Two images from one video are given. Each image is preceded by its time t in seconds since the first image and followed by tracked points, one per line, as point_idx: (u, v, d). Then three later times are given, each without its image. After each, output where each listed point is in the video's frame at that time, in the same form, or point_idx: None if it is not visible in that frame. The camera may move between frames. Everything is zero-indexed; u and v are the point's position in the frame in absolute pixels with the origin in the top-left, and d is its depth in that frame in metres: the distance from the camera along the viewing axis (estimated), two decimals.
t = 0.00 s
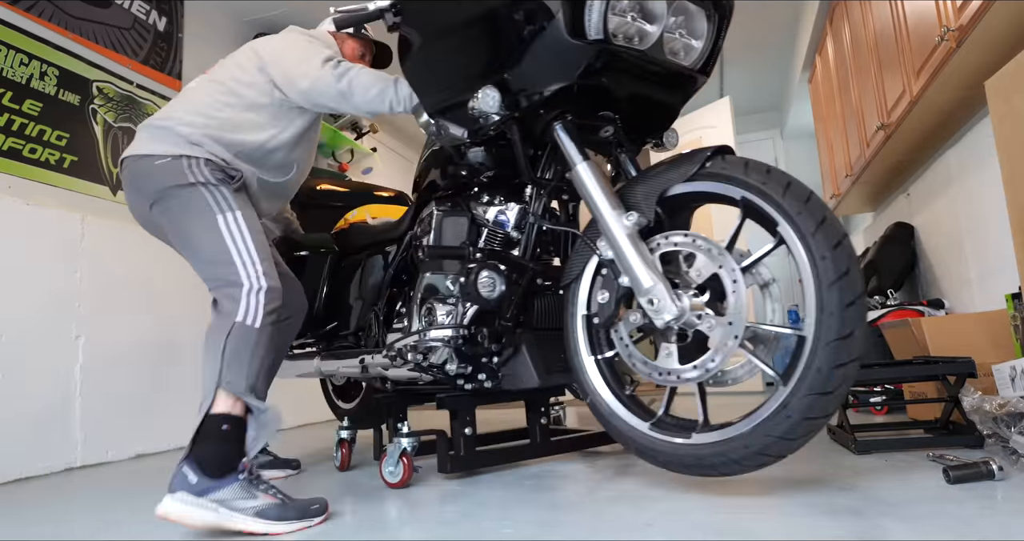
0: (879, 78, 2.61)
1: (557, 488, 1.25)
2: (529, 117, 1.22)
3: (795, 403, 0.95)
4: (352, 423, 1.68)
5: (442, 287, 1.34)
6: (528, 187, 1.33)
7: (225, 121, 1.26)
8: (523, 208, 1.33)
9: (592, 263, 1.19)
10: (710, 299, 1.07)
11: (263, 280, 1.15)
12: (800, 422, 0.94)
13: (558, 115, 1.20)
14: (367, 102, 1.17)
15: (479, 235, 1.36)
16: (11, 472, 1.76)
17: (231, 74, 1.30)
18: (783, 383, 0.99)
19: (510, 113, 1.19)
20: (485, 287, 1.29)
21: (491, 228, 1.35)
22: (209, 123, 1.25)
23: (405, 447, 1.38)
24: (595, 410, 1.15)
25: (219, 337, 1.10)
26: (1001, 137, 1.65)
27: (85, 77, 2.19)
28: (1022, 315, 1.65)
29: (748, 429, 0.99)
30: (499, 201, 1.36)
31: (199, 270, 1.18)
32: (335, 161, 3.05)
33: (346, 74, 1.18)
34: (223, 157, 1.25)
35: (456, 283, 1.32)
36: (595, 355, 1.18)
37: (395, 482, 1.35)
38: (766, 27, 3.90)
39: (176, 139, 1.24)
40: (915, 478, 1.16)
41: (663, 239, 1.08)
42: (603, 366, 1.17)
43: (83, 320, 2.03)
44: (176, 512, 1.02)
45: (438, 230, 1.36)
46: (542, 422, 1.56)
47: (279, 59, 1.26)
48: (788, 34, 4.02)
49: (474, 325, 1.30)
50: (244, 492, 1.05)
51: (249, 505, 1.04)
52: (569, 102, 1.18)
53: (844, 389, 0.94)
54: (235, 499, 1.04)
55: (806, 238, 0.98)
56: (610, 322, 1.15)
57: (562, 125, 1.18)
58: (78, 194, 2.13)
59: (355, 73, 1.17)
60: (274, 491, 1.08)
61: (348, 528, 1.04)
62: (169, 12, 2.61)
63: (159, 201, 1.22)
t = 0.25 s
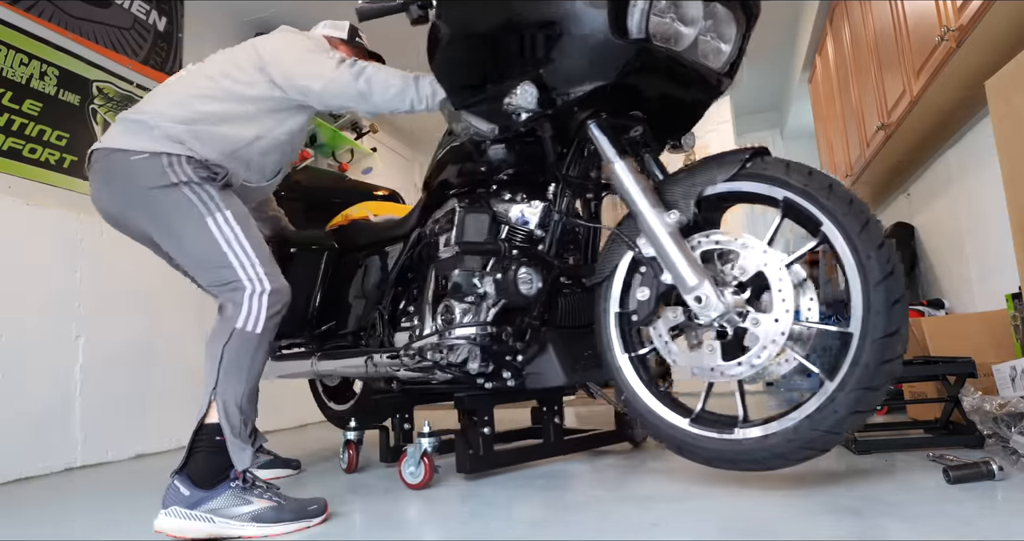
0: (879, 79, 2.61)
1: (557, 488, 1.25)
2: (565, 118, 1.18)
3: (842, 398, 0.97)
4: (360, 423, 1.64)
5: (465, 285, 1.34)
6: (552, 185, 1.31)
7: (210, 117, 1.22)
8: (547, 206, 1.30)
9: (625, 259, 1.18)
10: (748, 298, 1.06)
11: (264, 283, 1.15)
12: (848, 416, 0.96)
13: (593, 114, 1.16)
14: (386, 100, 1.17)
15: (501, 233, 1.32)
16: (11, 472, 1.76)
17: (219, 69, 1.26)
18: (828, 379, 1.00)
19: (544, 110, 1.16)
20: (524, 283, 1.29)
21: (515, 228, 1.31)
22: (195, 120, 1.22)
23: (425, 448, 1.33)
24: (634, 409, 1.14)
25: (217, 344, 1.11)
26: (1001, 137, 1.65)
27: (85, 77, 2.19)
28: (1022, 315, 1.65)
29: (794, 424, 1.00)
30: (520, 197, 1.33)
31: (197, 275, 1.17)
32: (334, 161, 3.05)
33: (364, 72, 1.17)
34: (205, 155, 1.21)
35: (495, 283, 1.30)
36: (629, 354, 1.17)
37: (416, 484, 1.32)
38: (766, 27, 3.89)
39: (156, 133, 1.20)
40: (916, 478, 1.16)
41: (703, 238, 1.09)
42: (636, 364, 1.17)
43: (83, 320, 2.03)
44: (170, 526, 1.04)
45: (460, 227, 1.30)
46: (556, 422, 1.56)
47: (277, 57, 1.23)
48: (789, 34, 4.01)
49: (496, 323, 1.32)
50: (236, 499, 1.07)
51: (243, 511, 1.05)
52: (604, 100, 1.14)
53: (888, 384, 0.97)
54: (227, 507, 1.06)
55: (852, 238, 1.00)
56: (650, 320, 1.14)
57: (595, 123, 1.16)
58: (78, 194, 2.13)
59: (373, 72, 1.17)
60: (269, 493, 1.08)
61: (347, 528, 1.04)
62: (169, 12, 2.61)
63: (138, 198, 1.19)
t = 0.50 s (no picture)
0: (879, 79, 2.61)
1: (556, 488, 1.25)
2: (592, 117, 1.15)
3: (876, 394, 0.97)
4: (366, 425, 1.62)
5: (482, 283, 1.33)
6: (574, 184, 1.29)
7: (194, 114, 1.20)
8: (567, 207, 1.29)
9: (651, 256, 1.17)
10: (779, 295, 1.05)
11: (258, 279, 1.15)
12: (881, 411, 0.96)
13: (622, 114, 1.13)
14: (400, 100, 1.17)
15: (519, 231, 1.34)
16: (11, 472, 1.76)
17: (208, 65, 1.25)
18: (861, 376, 1.00)
19: (572, 109, 1.12)
20: (557, 281, 1.22)
21: (533, 226, 1.32)
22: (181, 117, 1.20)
23: (443, 448, 1.32)
24: (660, 407, 1.13)
25: (212, 344, 1.11)
26: (1001, 137, 1.65)
27: (85, 77, 2.19)
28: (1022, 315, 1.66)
29: (825, 422, 1.00)
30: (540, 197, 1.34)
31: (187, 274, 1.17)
32: (335, 161, 3.05)
33: (378, 74, 1.18)
34: (190, 153, 1.20)
35: (518, 281, 1.28)
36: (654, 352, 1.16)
37: (433, 484, 1.31)
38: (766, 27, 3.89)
39: (139, 132, 1.18)
40: (915, 478, 1.16)
41: (735, 237, 1.06)
42: (662, 360, 1.16)
43: (83, 320, 2.03)
44: (169, 527, 1.05)
45: (479, 223, 1.35)
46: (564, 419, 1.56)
47: (273, 57, 1.22)
48: (789, 34, 4.01)
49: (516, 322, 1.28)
50: (235, 499, 1.06)
51: (242, 511, 1.05)
52: (631, 100, 1.11)
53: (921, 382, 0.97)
54: (226, 508, 1.05)
55: (884, 239, 1.01)
56: (680, 318, 1.11)
57: (622, 123, 1.13)
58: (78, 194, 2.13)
59: (387, 72, 1.18)
60: (268, 493, 1.08)
61: (346, 530, 1.03)
62: (169, 12, 2.61)
63: (118, 199, 1.17)
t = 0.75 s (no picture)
0: (879, 79, 2.60)
1: (556, 488, 1.25)
2: (612, 118, 1.13)
3: (901, 390, 1.00)
4: (368, 425, 1.59)
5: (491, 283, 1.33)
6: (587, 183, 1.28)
7: (189, 108, 1.20)
8: (583, 204, 1.26)
9: (670, 253, 1.18)
10: (802, 294, 1.06)
11: (253, 275, 1.15)
12: (904, 407, 0.99)
13: (644, 115, 1.12)
14: (411, 98, 1.16)
15: (532, 230, 1.30)
16: (11, 472, 1.76)
17: (208, 58, 1.24)
18: (884, 373, 1.03)
19: (595, 109, 1.12)
20: (582, 279, 1.24)
21: (545, 224, 1.29)
22: (177, 110, 1.20)
23: (457, 448, 1.31)
24: (681, 405, 1.15)
25: (209, 343, 1.11)
26: (1001, 137, 1.65)
27: (85, 77, 2.18)
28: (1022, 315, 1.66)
29: (849, 418, 1.03)
30: (553, 198, 1.30)
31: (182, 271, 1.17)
32: (334, 161, 3.05)
33: (389, 71, 1.17)
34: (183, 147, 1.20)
35: (536, 280, 1.28)
36: (673, 350, 1.18)
37: (448, 485, 1.30)
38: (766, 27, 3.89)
39: (131, 126, 1.18)
40: (915, 478, 1.16)
41: (759, 237, 1.08)
42: (682, 359, 1.18)
43: (83, 320, 2.03)
44: (170, 528, 1.05)
45: (494, 224, 1.29)
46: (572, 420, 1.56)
47: (275, 52, 1.21)
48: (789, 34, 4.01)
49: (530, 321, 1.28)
50: (234, 500, 1.06)
51: (242, 512, 1.05)
52: (653, 101, 1.10)
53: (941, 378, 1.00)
54: (226, 508, 1.05)
55: (907, 241, 1.04)
56: (704, 317, 1.12)
57: (644, 122, 1.12)
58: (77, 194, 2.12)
59: (398, 71, 1.17)
60: (268, 494, 1.08)
61: (346, 531, 1.03)
62: (169, 12, 2.61)
63: (109, 195, 1.17)
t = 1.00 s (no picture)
0: (879, 79, 2.61)
1: (554, 488, 1.25)
2: (629, 114, 1.14)
3: (921, 387, 1.02)
4: (370, 427, 1.56)
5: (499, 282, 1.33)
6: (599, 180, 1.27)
7: (186, 106, 1.19)
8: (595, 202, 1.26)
9: (685, 251, 1.19)
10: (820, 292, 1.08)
11: (258, 270, 1.15)
12: (923, 403, 1.02)
13: (660, 113, 1.13)
14: (421, 94, 1.16)
15: (542, 228, 1.30)
16: (11, 472, 1.76)
17: (216, 43, 1.23)
18: (903, 370, 1.05)
19: (613, 107, 1.12)
20: (604, 276, 1.21)
21: (556, 222, 1.29)
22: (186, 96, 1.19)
23: (469, 448, 1.31)
24: (700, 404, 1.16)
25: (211, 341, 1.11)
26: (1001, 138, 1.65)
27: (85, 77, 2.18)
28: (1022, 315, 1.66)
29: (872, 414, 1.04)
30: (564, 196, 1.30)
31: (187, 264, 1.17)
32: (335, 161, 3.05)
33: (400, 64, 1.18)
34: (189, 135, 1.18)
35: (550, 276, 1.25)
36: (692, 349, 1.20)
37: (462, 485, 1.28)
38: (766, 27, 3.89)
39: (137, 112, 1.17)
40: (915, 477, 1.16)
41: (778, 235, 1.09)
42: (700, 358, 1.20)
43: (83, 320, 2.03)
44: (169, 528, 1.05)
45: (506, 223, 1.29)
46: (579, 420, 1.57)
47: (284, 41, 1.20)
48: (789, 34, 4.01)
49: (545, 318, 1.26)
50: (234, 500, 1.06)
51: (242, 512, 1.05)
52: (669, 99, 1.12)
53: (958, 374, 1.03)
54: (225, 508, 1.05)
55: (926, 239, 1.06)
56: (723, 314, 1.13)
57: (661, 120, 1.13)
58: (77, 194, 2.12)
59: (409, 64, 1.17)
60: (268, 493, 1.08)
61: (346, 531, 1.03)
62: (169, 12, 2.61)
63: (112, 181, 1.16)
